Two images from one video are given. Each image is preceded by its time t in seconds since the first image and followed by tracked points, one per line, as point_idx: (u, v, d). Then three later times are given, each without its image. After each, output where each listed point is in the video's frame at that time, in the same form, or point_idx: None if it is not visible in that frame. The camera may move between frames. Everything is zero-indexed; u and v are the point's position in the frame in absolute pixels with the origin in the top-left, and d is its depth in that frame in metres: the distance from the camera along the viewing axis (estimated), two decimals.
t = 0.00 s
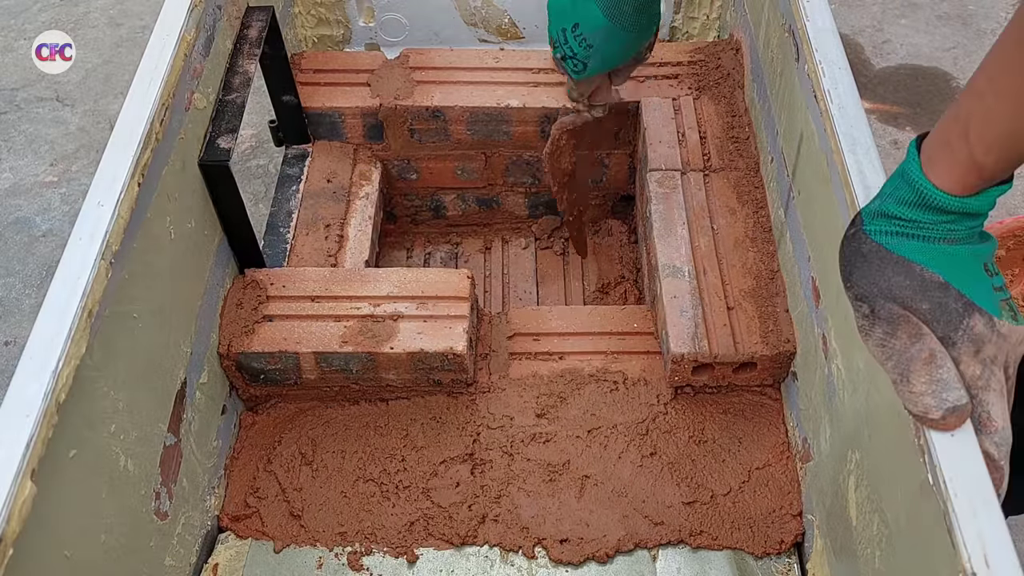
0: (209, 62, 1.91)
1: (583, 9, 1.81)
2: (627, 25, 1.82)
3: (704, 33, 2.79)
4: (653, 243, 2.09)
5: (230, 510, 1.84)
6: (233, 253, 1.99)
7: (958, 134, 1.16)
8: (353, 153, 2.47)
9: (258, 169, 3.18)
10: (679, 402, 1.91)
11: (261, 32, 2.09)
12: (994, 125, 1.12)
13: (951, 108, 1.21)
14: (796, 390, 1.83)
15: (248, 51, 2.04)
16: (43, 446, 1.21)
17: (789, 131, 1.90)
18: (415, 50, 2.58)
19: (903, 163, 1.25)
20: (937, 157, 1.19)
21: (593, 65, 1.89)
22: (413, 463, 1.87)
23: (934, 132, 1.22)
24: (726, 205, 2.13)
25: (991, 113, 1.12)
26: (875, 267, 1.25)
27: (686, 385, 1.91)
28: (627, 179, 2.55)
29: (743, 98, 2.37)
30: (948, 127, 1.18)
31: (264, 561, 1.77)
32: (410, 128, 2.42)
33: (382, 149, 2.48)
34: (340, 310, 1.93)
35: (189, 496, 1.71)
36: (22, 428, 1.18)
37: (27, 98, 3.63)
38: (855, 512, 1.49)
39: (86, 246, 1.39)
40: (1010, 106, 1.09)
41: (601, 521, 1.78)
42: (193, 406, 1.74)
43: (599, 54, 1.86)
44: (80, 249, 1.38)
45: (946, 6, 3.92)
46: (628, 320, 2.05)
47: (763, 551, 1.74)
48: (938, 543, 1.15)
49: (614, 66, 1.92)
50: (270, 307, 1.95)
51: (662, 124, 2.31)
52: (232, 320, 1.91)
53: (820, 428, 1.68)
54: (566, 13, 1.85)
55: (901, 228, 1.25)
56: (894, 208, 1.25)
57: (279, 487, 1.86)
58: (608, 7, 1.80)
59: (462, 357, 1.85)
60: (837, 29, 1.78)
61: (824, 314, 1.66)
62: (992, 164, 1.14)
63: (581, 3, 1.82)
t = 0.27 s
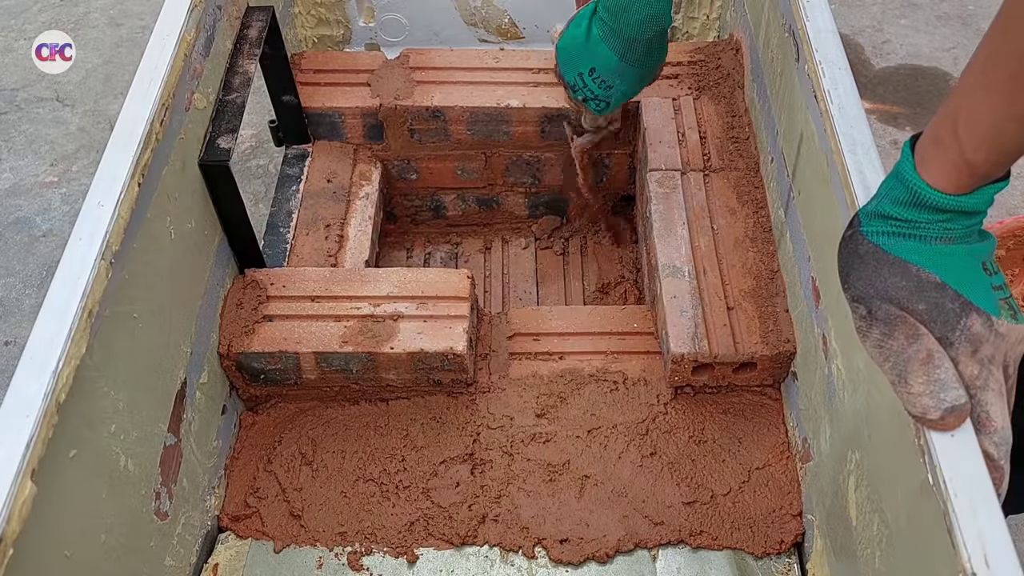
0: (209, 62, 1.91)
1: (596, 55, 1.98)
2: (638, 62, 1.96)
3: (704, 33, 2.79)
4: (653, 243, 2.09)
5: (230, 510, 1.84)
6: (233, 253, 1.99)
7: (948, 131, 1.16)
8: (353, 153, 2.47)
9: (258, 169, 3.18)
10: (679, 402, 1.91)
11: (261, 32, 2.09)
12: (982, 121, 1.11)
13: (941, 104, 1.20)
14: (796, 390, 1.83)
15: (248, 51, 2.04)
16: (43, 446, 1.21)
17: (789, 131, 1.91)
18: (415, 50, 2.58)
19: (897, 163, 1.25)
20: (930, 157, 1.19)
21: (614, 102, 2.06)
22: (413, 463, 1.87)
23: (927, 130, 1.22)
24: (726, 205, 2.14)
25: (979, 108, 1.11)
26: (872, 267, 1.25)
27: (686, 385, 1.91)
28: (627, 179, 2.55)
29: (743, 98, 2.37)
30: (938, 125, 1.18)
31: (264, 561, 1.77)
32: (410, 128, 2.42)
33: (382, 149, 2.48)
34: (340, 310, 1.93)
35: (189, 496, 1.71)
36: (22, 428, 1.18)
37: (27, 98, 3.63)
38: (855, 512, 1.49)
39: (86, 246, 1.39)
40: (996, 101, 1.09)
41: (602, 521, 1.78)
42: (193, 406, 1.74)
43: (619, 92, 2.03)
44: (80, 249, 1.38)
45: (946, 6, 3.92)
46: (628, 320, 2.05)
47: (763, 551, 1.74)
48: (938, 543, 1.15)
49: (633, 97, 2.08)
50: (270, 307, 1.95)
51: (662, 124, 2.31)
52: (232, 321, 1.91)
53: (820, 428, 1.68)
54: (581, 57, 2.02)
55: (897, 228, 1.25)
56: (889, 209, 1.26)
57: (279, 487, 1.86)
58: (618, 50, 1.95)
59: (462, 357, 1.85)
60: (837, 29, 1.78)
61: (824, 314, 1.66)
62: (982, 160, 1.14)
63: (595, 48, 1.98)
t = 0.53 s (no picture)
0: (210, 62, 1.91)
1: (590, 61, 1.98)
2: (635, 68, 1.97)
3: (704, 33, 2.79)
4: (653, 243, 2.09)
5: (230, 510, 1.84)
6: (233, 253, 1.99)
7: (947, 131, 1.16)
8: (353, 153, 2.47)
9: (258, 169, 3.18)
10: (679, 402, 1.91)
11: (261, 32, 2.09)
12: (980, 120, 1.11)
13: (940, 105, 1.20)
14: (796, 390, 1.83)
15: (248, 51, 2.04)
16: (43, 446, 1.21)
17: (789, 131, 1.91)
18: (415, 50, 2.58)
19: (897, 163, 1.25)
20: (929, 157, 1.19)
21: (607, 113, 2.04)
22: (413, 463, 1.87)
23: (926, 130, 1.21)
24: (726, 205, 2.14)
25: (978, 108, 1.11)
26: (871, 267, 1.25)
27: (686, 385, 1.91)
28: (627, 179, 2.55)
29: (742, 98, 2.37)
30: (937, 124, 1.18)
31: (264, 561, 1.77)
32: (410, 128, 2.42)
33: (382, 149, 2.48)
34: (340, 310, 1.93)
35: (189, 496, 1.71)
36: (22, 428, 1.18)
37: (27, 98, 3.63)
38: (855, 512, 1.49)
39: (86, 246, 1.39)
40: (994, 100, 1.08)
41: (602, 522, 1.77)
42: (193, 406, 1.74)
43: (612, 101, 2.02)
44: (80, 249, 1.38)
45: (946, 6, 3.92)
46: (628, 321, 2.06)
47: (763, 551, 1.74)
48: (938, 543, 1.15)
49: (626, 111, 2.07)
50: (270, 307, 1.95)
51: (662, 124, 2.31)
52: (233, 320, 1.91)
53: (820, 428, 1.68)
54: (572, 71, 2.03)
55: (896, 227, 1.25)
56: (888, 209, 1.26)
57: (279, 487, 1.86)
58: (614, 54, 1.96)
59: (462, 357, 1.85)
60: (837, 29, 1.78)
61: (824, 314, 1.66)
62: (980, 160, 1.13)
63: (589, 55, 1.99)
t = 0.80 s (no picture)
0: (210, 62, 1.91)
1: (588, 45, 2.03)
2: (631, 49, 2.04)
3: (704, 33, 2.79)
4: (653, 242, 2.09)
5: (230, 510, 1.84)
6: (233, 253, 2.00)
7: (947, 130, 1.16)
8: (353, 153, 2.47)
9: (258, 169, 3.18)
10: (679, 401, 1.91)
11: (261, 32, 2.09)
12: (980, 120, 1.11)
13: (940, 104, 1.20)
14: (796, 390, 1.83)
15: (248, 51, 2.04)
16: (43, 446, 1.21)
17: (789, 131, 1.91)
18: (415, 50, 2.58)
19: (897, 163, 1.25)
20: (928, 156, 1.19)
21: (606, 91, 2.11)
22: (413, 463, 1.87)
23: (926, 129, 1.21)
24: (726, 205, 2.13)
25: (977, 108, 1.11)
26: (871, 267, 1.25)
27: (686, 385, 1.91)
28: (627, 179, 2.55)
29: (743, 98, 2.37)
30: (937, 124, 1.18)
31: (264, 561, 1.77)
32: (410, 128, 2.42)
33: (382, 149, 2.48)
34: (340, 310, 1.93)
35: (189, 496, 1.71)
36: (22, 428, 1.18)
37: (27, 98, 3.63)
38: (855, 512, 1.49)
39: (86, 246, 1.39)
40: (994, 100, 1.08)
41: (602, 522, 1.77)
42: (193, 406, 1.74)
43: (611, 81, 2.08)
44: (80, 249, 1.38)
45: (946, 6, 3.92)
46: (628, 320, 2.05)
47: (763, 551, 1.74)
48: (938, 543, 1.15)
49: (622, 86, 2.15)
50: (270, 307, 1.95)
51: (662, 124, 2.31)
52: (232, 320, 1.91)
53: (820, 428, 1.68)
54: (569, 52, 2.06)
55: (896, 227, 1.25)
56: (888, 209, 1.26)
57: (279, 487, 1.86)
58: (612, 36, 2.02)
59: (462, 357, 1.85)
60: (836, 29, 1.78)
61: (824, 314, 1.66)
62: (980, 159, 1.13)
63: (587, 38, 2.03)
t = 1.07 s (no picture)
0: (210, 62, 1.91)
1: (581, 69, 2.05)
2: (622, 77, 2.01)
3: (704, 33, 2.79)
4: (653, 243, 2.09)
5: (230, 510, 1.84)
6: (233, 254, 2.00)
7: (946, 131, 1.16)
8: (353, 153, 2.47)
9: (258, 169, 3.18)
10: (679, 401, 1.91)
11: (261, 32, 2.10)
12: (980, 121, 1.11)
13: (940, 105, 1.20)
14: (796, 390, 1.83)
15: (248, 51, 2.04)
16: (43, 446, 1.21)
17: (789, 131, 1.91)
18: (415, 50, 2.58)
19: (897, 163, 1.25)
20: (928, 157, 1.19)
21: (599, 121, 2.06)
22: (413, 463, 1.87)
23: (926, 130, 1.21)
24: (726, 205, 2.13)
25: (977, 108, 1.11)
26: (871, 267, 1.25)
27: (686, 385, 1.91)
28: (628, 179, 2.55)
29: (743, 98, 2.37)
30: (936, 124, 1.18)
31: (264, 561, 1.77)
32: (410, 128, 2.42)
33: (382, 149, 2.48)
34: (340, 310, 1.93)
35: (189, 496, 1.71)
36: (22, 428, 1.18)
37: (27, 98, 3.63)
38: (855, 512, 1.49)
39: (86, 246, 1.39)
40: (994, 100, 1.08)
41: (602, 522, 1.77)
42: (193, 406, 1.74)
43: (603, 109, 2.05)
44: (80, 249, 1.38)
45: (946, 6, 3.92)
46: (628, 321, 2.05)
47: (763, 551, 1.74)
48: (938, 543, 1.15)
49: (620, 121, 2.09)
50: (270, 307, 1.95)
51: (662, 124, 2.31)
52: (233, 320, 1.91)
53: (820, 428, 1.68)
54: (569, 77, 2.09)
55: (896, 227, 1.25)
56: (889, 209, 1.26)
57: (279, 487, 1.86)
58: (602, 64, 2.01)
59: (462, 357, 1.85)
60: (836, 29, 1.78)
61: (824, 314, 1.66)
62: (981, 160, 1.13)
63: (581, 64, 2.06)
